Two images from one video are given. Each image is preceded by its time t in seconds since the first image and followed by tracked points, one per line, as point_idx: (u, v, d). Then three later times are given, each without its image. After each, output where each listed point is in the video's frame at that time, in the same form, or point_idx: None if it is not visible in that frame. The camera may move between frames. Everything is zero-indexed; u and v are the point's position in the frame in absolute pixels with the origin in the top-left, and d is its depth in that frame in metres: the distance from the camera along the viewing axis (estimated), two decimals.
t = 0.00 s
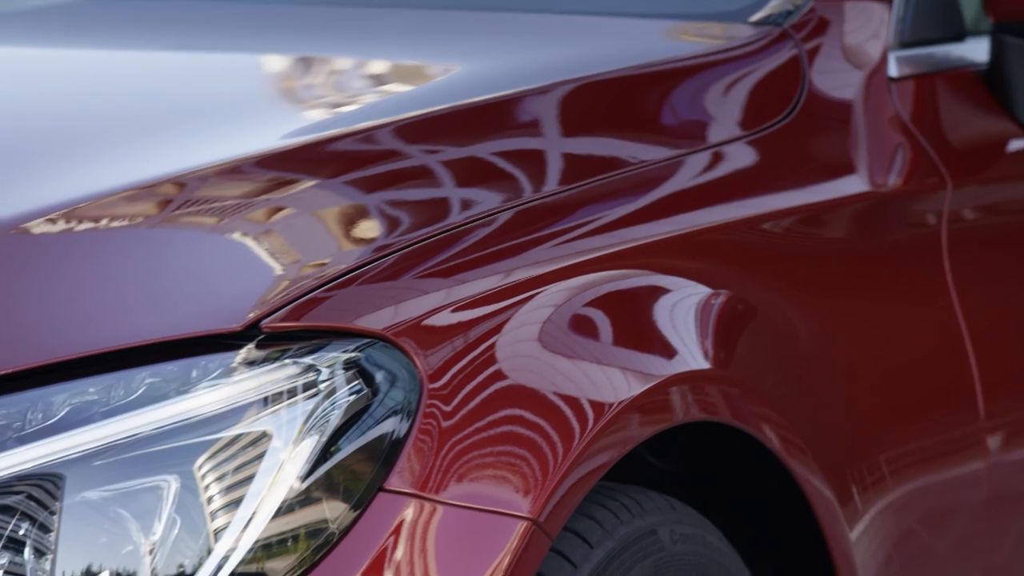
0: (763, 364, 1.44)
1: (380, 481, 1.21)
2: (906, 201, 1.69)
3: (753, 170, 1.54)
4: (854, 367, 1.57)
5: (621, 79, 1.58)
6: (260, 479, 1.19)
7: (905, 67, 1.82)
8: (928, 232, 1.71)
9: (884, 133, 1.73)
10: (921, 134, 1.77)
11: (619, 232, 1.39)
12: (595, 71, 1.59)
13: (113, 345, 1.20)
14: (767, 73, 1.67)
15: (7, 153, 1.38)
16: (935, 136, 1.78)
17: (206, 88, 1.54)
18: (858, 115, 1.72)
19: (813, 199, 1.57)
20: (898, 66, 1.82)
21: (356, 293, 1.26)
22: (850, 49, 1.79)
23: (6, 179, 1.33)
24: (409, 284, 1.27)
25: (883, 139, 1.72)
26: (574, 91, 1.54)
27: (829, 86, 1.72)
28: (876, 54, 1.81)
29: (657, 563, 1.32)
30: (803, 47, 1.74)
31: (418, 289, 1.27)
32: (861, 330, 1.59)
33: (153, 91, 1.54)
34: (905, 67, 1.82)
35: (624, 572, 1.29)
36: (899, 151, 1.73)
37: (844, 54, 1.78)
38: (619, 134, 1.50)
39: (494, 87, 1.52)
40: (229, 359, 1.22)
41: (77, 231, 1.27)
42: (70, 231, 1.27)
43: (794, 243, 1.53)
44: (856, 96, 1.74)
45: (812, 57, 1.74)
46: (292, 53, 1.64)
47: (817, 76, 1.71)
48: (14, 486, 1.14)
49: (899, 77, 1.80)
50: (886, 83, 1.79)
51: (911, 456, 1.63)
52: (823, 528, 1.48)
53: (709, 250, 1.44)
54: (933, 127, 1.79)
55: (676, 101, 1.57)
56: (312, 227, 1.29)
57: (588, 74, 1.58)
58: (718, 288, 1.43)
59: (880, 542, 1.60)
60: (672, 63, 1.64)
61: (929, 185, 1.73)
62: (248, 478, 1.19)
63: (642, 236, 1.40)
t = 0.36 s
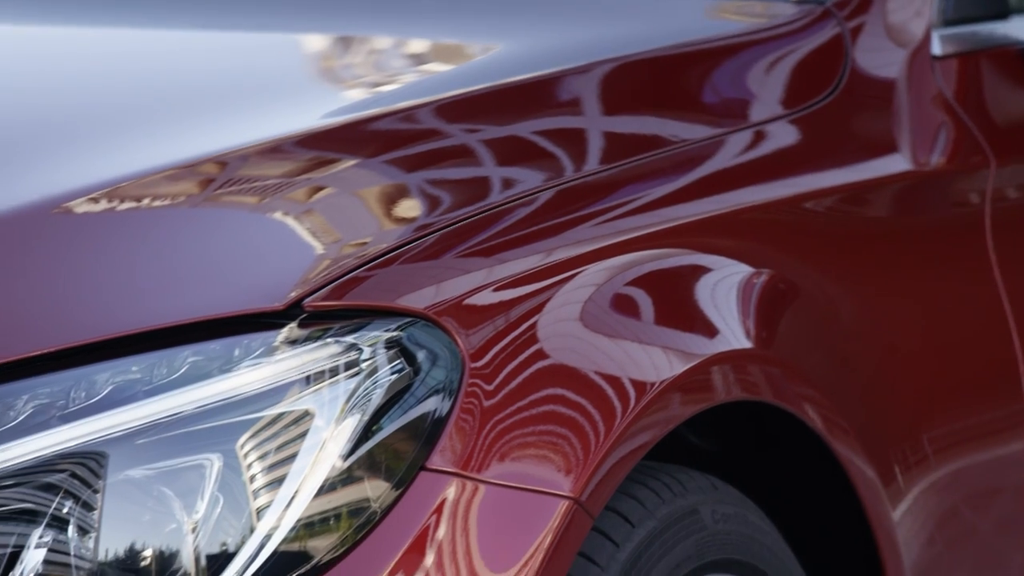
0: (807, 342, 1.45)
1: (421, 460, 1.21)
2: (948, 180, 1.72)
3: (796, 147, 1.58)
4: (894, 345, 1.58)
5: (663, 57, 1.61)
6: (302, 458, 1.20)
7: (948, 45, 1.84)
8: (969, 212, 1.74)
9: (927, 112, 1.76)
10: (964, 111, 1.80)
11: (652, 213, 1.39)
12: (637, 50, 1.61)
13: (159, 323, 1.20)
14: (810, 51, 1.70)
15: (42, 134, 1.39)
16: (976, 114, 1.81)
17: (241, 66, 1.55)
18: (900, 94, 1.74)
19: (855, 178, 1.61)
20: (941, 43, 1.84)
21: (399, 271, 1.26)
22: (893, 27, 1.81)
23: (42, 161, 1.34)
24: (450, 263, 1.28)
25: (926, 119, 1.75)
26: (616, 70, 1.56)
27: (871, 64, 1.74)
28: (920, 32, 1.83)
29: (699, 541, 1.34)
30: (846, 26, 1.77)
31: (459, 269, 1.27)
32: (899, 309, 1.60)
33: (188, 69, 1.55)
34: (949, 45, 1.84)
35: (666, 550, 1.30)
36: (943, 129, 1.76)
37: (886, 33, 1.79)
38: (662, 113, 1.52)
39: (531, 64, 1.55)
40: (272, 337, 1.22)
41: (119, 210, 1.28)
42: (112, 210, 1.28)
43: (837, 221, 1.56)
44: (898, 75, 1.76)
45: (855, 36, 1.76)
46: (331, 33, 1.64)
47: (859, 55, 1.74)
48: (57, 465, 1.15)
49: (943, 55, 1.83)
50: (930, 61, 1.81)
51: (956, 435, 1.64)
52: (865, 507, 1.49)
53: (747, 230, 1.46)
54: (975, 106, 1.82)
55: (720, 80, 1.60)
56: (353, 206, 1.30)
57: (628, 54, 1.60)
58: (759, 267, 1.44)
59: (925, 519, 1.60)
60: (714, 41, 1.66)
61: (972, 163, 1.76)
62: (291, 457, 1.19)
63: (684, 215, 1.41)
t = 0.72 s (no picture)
0: (853, 321, 1.46)
1: (464, 442, 1.21)
2: (993, 160, 1.75)
3: (840, 128, 1.58)
4: (937, 328, 1.59)
5: (706, 38, 1.61)
6: (346, 439, 1.20)
7: (994, 25, 1.87)
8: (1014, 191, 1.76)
9: (973, 93, 1.78)
10: (1009, 91, 1.84)
11: (694, 194, 1.39)
12: (680, 31, 1.62)
13: (207, 304, 1.21)
14: (853, 32, 1.71)
15: (93, 117, 1.41)
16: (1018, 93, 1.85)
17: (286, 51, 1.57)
18: (946, 74, 1.76)
19: (900, 158, 1.62)
20: (987, 23, 1.86)
21: (440, 253, 1.26)
22: (940, 7, 1.83)
23: (88, 145, 1.36)
24: (492, 245, 1.27)
25: (972, 100, 1.77)
26: (660, 50, 1.57)
27: (915, 44, 1.75)
28: (966, 12, 1.85)
29: (743, 522, 1.35)
30: (890, 7, 1.76)
31: (501, 250, 1.27)
32: (942, 293, 1.61)
33: (233, 53, 1.57)
34: (995, 25, 1.87)
35: (709, 532, 1.31)
36: (988, 110, 1.79)
37: (932, 13, 1.81)
38: (703, 93, 1.53)
39: (566, 47, 1.57)
40: (315, 318, 1.22)
41: (163, 190, 1.29)
42: (157, 190, 1.29)
43: (883, 200, 1.57)
44: (943, 54, 1.77)
45: (899, 17, 1.76)
46: (373, 13, 1.70)
47: (904, 36, 1.74)
48: (101, 445, 1.16)
49: (988, 35, 1.86)
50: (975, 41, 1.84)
51: (996, 417, 1.66)
52: (910, 490, 1.50)
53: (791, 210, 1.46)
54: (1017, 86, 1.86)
55: (762, 60, 1.62)
56: (396, 187, 1.30)
57: (673, 35, 1.61)
58: (803, 249, 1.44)
59: (970, 501, 1.61)
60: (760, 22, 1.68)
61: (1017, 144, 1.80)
62: (335, 437, 1.20)
63: (726, 196, 1.41)
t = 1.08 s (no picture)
0: (893, 303, 1.48)
1: (504, 426, 1.21)
2: None
3: (882, 111, 1.60)
4: (973, 312, 1.62)
5: (742, 23, 1.64)
6: (386, 422, 1.20)
7: None
8: None
9: (1013, 76, 1.81)
10: None
11: (738, 176, 1.40)
12: (714, 16, 1.64)
13: (249, 287, 1.21)
14: (891, 17, 1.74)
15: (132, 104, 1.43)
16: None
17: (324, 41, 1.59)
18: (987, 56, 1.78)
19: (942, 141, 1.63)
20: None
21: (479, 238, 1.26)
22: None
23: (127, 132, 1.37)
24: (531, 229, 1.28)
25: (1012, 85, 1.79)
26: (695, 36, 1.59)
27: (959, 28, 1.78)
28: None
29: (783, 506, 1.35)
30: None
31: (540, 235, 1.27)
32: (978, 278, 1.64)
33: (269, 42, 1.59)
34: None
35: (749, 517, 1.31)
36: None
37: None
38: (737, 77, 1.55)
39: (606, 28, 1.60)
40: (354, 302, 1.22)
41: (202, 174, 1.29)
42: (196, 174, 1.30)
43: (923, 183, 1.59)
44: (985, 37, 1.80)
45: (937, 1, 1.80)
46: None
47: (945, 19, 1.78)
48: (142, 428, 1.16)
49: None
50: (1014, 25, 1.88)
51: None
52: (951, 472, 1.52)
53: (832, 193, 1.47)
54: None
55: (804, 44, 1.65)
56: (434, 171, 1.31)
57: (709, 19, 1.63)
58: (843, 233, 1.45)
59: (1007, 486, 1.64)
60: (790, 8, 1.70)
61: None
62: (375, 421, 1.20)
63: (763, 181, 1.41)
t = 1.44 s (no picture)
0: (933, 286, 1.49)
1: (543, 406, 1.21)
2: None
3: (922, 90, 1.62)
4: (1011, 294, 1.64)
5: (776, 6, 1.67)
6: (425, 403, 1.20)
7: None
8: None
9: None
10: None
11: (779, 157, 1.41)
12: None
13: (287, 269, 1.21)
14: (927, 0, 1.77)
15: (167, 88, 1.44)
16: None
17: (359, 25, 1.60)
18: None
19: (979, 122, 1.65)
20: None
21: (518, 219, 1.26)
22: None
23: (162, 114, 1.38)
24: (570, 210, 1.28)
25: None
26: (731, 18, 1.62)
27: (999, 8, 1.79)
28: None
29: (822, 487, 1.37)
30: None
31: (579, 216, 1.27)
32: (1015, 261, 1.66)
33: (315, 25, 1.61)
34: None
35: (789, 497, 1.33)
36: None
37: None
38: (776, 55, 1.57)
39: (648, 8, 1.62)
40: (393, 283, 1.22)
41: (242, 154, 1.30)
42: (235, 155, 1.30)
43: (962, 163, 1.60)
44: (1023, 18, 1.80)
45: None
46: None
47: None
48: (182, 408, 1.15)
49: None
50: None
51: None
52: (990, 452, 1.56)
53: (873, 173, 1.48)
54: None
55: (843, 25, 1.67)
56: (473, 152, 1.32)
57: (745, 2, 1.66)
58: (883, 213, 1.46)
59: None
60: None
61: None
62: (414, 401, 1.19)
63: (801, 162, 1.42)
